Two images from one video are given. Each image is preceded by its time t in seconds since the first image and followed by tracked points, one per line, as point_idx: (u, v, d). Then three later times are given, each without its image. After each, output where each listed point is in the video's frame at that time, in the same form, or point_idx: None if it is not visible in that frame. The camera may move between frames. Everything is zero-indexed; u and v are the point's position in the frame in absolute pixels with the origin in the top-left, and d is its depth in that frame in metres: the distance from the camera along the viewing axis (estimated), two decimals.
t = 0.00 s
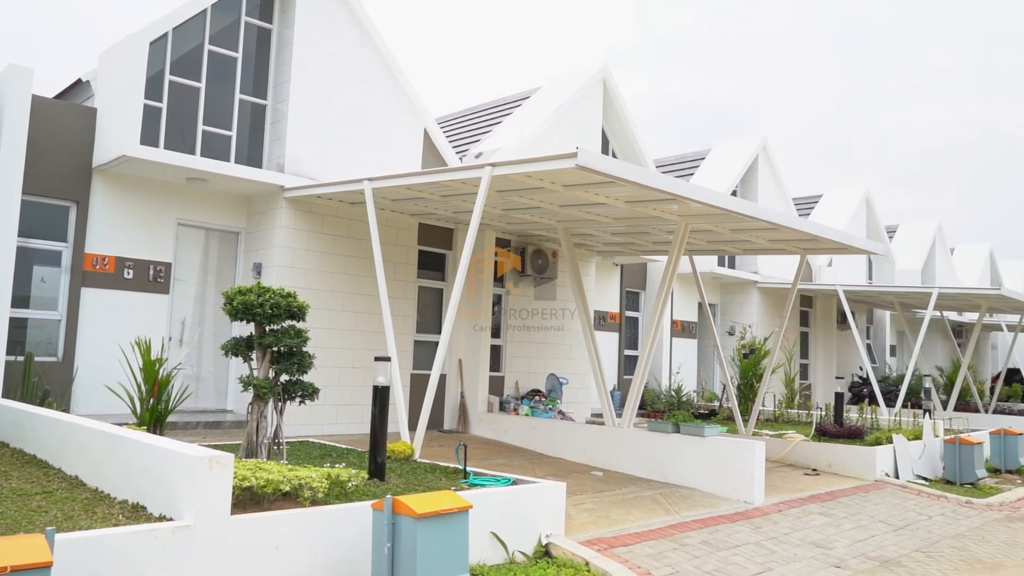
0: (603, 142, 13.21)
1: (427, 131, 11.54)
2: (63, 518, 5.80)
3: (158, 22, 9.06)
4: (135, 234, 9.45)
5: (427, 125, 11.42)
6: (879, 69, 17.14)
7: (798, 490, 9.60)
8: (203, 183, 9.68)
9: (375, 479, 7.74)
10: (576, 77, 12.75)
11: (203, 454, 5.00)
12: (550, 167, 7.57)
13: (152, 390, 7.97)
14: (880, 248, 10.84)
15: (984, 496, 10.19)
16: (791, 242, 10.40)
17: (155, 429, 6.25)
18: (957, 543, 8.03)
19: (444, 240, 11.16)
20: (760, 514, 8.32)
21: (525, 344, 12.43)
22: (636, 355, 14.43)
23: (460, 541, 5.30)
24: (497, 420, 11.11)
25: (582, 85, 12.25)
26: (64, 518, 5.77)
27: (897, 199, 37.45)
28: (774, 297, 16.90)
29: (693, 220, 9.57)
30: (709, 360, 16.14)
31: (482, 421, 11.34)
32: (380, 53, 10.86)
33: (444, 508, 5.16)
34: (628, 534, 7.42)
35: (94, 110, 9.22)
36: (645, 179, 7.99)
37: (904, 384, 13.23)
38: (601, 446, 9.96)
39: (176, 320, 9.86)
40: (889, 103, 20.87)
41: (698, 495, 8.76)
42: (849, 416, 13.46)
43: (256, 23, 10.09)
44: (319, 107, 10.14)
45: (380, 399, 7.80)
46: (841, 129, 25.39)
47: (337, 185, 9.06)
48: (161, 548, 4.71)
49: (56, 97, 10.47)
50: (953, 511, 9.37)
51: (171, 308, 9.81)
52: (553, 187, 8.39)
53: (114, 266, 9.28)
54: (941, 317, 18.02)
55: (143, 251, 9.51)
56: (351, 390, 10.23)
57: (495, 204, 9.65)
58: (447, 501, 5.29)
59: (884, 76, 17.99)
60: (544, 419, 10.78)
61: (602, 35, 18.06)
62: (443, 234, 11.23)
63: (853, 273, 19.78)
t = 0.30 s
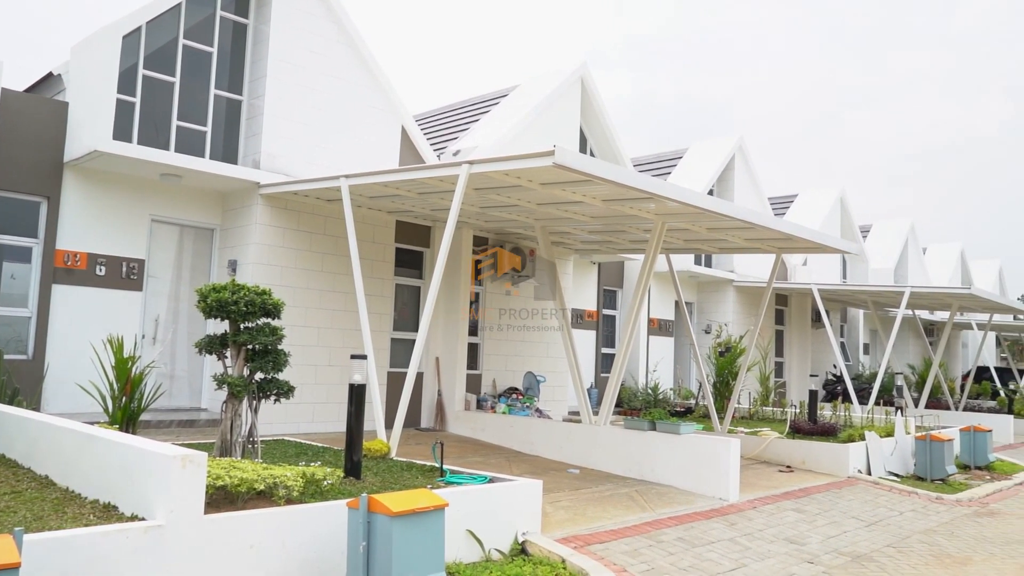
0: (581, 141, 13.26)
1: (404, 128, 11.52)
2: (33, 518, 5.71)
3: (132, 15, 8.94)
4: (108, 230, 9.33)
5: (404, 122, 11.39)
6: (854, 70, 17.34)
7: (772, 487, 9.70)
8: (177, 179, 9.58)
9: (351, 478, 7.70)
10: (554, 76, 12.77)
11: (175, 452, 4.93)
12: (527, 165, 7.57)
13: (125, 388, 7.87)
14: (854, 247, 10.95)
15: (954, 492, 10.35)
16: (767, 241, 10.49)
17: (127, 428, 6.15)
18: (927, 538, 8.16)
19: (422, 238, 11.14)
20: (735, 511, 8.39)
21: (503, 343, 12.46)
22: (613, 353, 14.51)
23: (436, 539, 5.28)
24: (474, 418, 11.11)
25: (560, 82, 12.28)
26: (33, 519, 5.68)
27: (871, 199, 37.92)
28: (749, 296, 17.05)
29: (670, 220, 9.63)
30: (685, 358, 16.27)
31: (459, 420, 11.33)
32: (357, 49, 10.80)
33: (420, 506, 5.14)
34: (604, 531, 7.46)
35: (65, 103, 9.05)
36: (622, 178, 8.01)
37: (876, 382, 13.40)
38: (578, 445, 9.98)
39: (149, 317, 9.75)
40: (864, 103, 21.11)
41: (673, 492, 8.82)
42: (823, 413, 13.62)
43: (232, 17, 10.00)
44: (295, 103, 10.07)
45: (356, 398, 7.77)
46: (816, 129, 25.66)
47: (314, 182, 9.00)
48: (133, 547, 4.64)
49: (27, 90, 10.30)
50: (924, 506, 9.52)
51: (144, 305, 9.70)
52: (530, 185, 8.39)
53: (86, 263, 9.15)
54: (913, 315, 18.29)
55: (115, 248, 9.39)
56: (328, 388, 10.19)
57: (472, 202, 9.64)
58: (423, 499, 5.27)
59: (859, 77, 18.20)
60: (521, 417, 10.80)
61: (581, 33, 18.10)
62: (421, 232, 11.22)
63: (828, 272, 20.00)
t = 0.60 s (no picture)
0: (558, 139, 13.31)
1: (381, 125, 11.49)
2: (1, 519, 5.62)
3: (105, 8, 8.81)
4: (80, 226, 9.20)
5: (381, 119, 11.35)
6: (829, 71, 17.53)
7: (747, 483, 9.79)
8: (150, 175, 9.47)
9: (326, 477, 7.65)
10: (533, 74, 12.80)
11: (146, 451, 4.87)
12: (505, 163, 7.57)
13: (96, 387, 7.76)
14: (828, 246, 11.07)
15: (924, 488, 10.52)
16: (742, 240, 10.57)
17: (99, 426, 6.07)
18: (898, 534, 8.28)
19: (399, 235, 11.10)
20: (710, 507, 8.46)
21: (481, 341, 12.47)
22: (590, 351, 14.58)
23: (413, 537, 5.26)
24: (451, 416, 11.10)
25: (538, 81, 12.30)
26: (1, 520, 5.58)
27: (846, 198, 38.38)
28: (725, 294, 17.19)
29: (646, 219, 9.69)
30: (662, 357, 16.40)
31: (436, 418, 11.32)
32: (334, 45, 10.74)
33: (396, 504, 5.11)
34: (580, 528, 7.49)
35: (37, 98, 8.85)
36: (598, 177, 8.03)
37: (850, 380, 13.59)
38: (554, 443, 10.01)
39: (121, 314, 9.63)
40: (839, 104, 21.37)
41: (649, 489, 8.87)
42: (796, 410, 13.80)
43: (207, 11, 9.90)
44: (271, 99, 10.00)
45: (332, 396, 7.73)
46: (792, 129, 25.91)
47: (290, 179, 8.93)
48: (103, 548, 4.57)
49: None
50: (895, 502, 9.66)
51: (117, 302, 9.58)
52: (508, 183, 8.38)
53: (58, 260, 9.01)
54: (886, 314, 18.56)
55: (87, 244, 9.25)
56: (304, 386, 10.13)
57: (450, 200, 9.63)
58: (399, 498, 5.24)
59: (835, 78, 18.40)
60: (498, 415, 10.81)
61: (559, 31, 18.15)
62: (398, 230, 11.19)
63: (802, 270, 20.22)
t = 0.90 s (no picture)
0: (537, 137, 13.33)
1: (359, 121, 11.43)
2: None
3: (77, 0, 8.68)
4: (52, 222, 9.05)
5: (359, 116, 11.29)
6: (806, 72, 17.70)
7: (723, 481, 9.87)
8: (124, 170, 9.35)
9: (302, 475, 7.60)
10: (511, 71, 12.79)
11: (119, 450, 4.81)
12: (482, 161, 7.54)
13: (68, 385, 7.63)
14: (803, 246, 11.17)
15: (897, 485, 10.66)
16: (718, 239, 10.64)
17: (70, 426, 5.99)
18: (870, 530, 8.38)
19: (376, 233, 11.05)
20: (686, 504, 8.52)
21: (459, 339, 12.48)
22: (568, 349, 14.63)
23: (389, 535, 5.24)
24: (429, 414, 11.07)
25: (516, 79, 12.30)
26: None
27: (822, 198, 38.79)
28: (702, 293, 17.30)
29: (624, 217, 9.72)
30: (639, 354, 16.50)
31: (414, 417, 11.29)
32: (311, 41, 10.66)
33: (372, 502, 5.09)
34: (557, 526, 7.51)
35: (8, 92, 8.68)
36: (576, 175, 8.04)
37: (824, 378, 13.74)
38: (532, 441, 10.02)
39: (94, 312, 9.51)
40: (814, 104, 21.59)
41: (625, 487, 8.91)
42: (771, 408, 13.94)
43: (182, 5, 9.79)
44: (247, 95, 9.90)
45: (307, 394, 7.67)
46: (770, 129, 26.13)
47: (266, 175, 8.85)
48: (73, 548, 4.51)
49: None
50: (868, 499, 9.78)
51: (89, 299, 9.46)
52: (486, 181, 8.37)
53: (29, 257, 8.84)
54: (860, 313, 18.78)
55: (59, 241, 9.11)
56: (279, 384, 10.06)
57: (427, 197, 9.60)
58: (376, 495, 5.21)
59: (812, 79, 18.56)
60: (476, 414, 10.81)
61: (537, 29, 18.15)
62: (376, 227, 11.14)
63: (778, 269, 20.41)
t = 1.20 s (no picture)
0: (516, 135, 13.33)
1: (337, 118, 11.37)
2: None
3: None
4: (24, 218, 8.90)
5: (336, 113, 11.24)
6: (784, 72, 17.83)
7: (699, 478, 9.95)
8: (98, 166, 9.23)
9: (278, 474, 7.57)
10: (490, 69, 12.78)
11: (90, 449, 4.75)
12: (460, 159, 7.52)
13: (39, 383, 7.51)
14: (779, 245, 11.28)
15: (871, 481, 10.80)
16: (695, 238, 10.71)
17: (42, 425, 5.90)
18: (844, 526, 8.49)
19: (354, 230, 11.01)
20: (663, 502, 8.57)
21: (439, 337, 12.48)
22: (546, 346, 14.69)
23: (366, 533, 5.22)
24: (407, 412, 11.06)
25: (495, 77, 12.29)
26: None
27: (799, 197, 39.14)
28: (680, 291, 17.42)
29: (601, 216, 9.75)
30: (618, 352, 16.58)
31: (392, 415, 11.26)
32: (288, 36, 10.58)
33: (349, 501, 5.06)
34: (535, 524, 7.52)
35: None
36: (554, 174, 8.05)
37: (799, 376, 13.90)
38: (510, 438, 10.03)
39: (66, 309, 9.38)
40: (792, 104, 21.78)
41: (602, 484, 8.96)
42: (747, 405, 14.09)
43: None
44: (223, 90, 9.82)
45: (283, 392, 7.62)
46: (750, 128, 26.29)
47: (243, 172, 8.78)
48: (44, 547, 4.45)
49: None
50: (842, 495, 9.90)
51: (62, 297, 9.33)
52: (464, 179, 8.36)
53: None
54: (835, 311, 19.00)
55: (31, 237, 8.96)
56: (256, 382, 9.99)
57: (405, 195, 9.57)
58: (352, 494, 5.18)
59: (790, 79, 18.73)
60: (454, 412, 10.81)
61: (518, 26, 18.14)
62: (354, 225, 11.10)
63: (755, 268, 20.59)
